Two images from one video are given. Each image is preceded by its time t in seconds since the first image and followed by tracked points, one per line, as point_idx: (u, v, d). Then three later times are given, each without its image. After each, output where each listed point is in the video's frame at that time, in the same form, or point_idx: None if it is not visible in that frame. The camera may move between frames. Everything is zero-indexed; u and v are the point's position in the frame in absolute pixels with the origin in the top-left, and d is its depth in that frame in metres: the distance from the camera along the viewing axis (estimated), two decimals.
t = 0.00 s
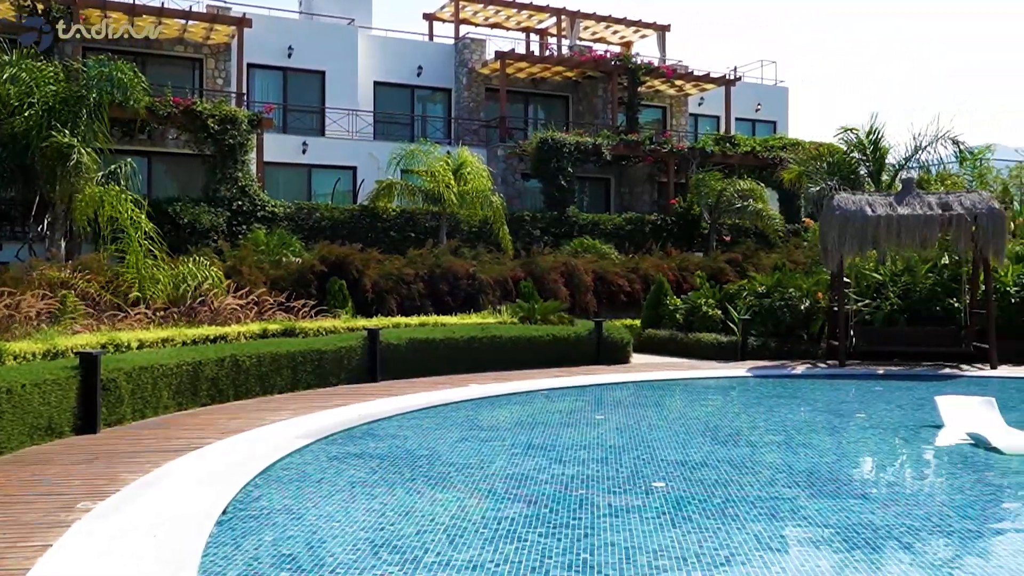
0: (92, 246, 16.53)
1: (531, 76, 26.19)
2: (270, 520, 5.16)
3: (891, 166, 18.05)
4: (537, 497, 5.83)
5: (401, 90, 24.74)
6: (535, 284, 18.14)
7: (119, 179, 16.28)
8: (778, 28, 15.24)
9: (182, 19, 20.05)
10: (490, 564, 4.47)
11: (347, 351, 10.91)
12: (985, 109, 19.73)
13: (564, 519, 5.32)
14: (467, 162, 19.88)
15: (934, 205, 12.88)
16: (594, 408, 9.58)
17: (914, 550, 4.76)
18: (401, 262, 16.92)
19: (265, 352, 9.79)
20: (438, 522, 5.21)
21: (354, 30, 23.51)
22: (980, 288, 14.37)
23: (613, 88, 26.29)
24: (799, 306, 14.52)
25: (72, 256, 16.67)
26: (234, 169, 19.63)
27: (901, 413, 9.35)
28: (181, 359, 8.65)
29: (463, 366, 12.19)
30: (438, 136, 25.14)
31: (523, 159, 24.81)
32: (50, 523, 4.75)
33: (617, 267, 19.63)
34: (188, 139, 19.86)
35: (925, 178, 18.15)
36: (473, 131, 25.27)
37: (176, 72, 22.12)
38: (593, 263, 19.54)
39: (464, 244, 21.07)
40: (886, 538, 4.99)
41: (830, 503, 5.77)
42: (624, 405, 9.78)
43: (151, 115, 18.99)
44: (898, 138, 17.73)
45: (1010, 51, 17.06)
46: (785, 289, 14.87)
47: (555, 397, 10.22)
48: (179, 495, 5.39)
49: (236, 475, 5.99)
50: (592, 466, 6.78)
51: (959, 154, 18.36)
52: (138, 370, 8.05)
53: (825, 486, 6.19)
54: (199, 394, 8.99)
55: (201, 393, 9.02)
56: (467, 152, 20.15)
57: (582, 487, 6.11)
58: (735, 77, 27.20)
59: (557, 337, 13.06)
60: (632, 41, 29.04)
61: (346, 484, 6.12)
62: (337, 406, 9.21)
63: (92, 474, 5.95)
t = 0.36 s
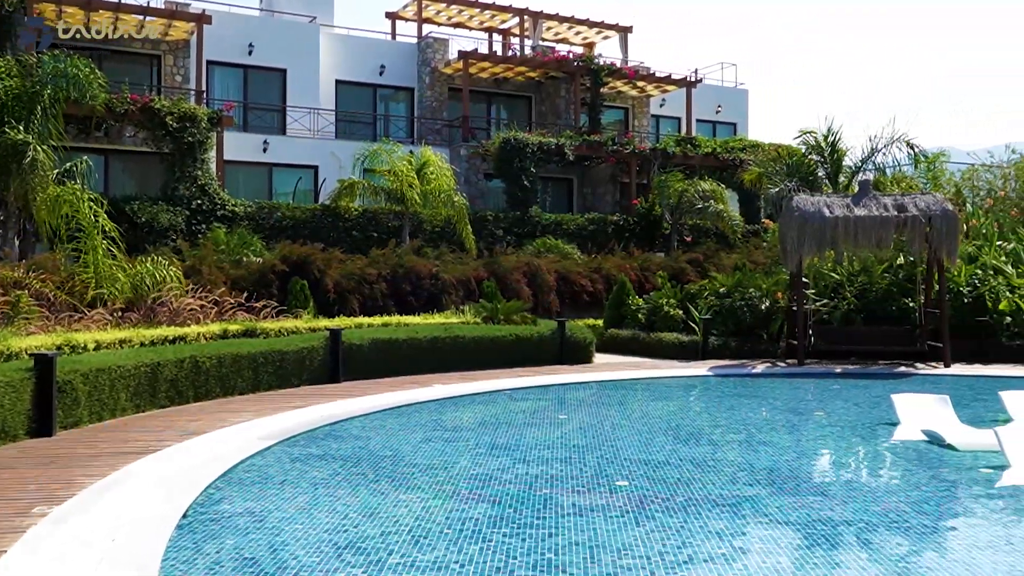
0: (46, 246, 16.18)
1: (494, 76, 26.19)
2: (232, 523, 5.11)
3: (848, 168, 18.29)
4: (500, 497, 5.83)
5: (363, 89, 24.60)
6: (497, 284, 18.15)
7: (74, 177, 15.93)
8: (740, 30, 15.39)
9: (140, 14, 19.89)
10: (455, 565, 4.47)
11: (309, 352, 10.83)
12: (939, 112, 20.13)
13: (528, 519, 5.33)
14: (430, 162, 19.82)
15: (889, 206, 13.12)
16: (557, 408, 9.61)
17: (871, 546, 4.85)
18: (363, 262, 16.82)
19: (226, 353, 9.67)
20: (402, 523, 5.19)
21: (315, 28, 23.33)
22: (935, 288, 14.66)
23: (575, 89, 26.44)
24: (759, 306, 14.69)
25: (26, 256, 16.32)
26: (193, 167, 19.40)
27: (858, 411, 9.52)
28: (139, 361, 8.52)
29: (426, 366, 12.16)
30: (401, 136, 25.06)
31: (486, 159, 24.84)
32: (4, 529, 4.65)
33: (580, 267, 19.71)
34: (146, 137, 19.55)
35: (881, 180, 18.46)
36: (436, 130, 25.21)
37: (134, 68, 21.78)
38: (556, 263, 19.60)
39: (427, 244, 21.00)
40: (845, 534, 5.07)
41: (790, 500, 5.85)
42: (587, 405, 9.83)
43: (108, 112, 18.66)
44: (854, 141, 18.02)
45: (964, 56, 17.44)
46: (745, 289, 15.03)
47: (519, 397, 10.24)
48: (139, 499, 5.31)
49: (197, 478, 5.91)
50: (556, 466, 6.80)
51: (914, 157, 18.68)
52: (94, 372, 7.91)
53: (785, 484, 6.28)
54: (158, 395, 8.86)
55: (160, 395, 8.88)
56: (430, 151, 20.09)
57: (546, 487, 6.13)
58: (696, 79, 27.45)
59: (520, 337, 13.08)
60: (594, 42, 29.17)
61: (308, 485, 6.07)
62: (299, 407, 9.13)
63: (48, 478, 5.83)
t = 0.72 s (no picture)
0: None
1: (455, 75, 26.14)
2: (190, 526, 5.04)
3: (805, 170, 18.55)
4: (462, 497, 5.82)
5: (323, 87, 24.40)
6: (459, 284, 18.12)
7: (25, 175, 15.55)
8: (701, 32, 15.55)
9: (95, 10, 19.70)
10: (417, 566, 4.45)
11: (268, 352, 10.72)
12: (893, 116, 20.55)
13: (490, 519, 5.33)
14: (390, 161, 19.73)
15: (845, 207, 13.35)
16: (518, 407, 9.62)
17: (828, 541, 4.93)
18: (323, 261, 16.69)
19: (183, 354, 9.53)
20: (363, 524, 5.16)
21: (274, 25, 23.11)
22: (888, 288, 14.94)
23: (536, 89, 26.48)
24: (718, 305, 14.81)
25: None
26: (149, 165, 19.08)
27: (816, 409, 9.67)
28: (94, 362, 8.36)
29: (387, 367, 12.10)
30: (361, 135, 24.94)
31: (447, 159, 24.81)
32: None
33: (541, 267, 19.76)
34: (100, 135, 19.18)
35: (836, 182, 18.80)
36: (397, 130, 25.12)
37: (88, 64, 21.34)
38: (517, 263, 19.63)
39: (388, 244, 20.89)
40: (803, 530, 5.15)
41: (750, 497, 5.92)
42: (549, 404, 9.86)
43: (61, 108, 18.29)
44: (812, 143, 18.29)
45: (919, 60, 17.80)
46: (704, 288, 15.16)
47: (481, 397, 10.23)
48: (93, 503, 5.21)
49: (154, 481, 5.82)
50: (518, 465, 6.81)
51: (869, 159, 18.98)
52: (47, 373, 7.74)
53: (744, 481, 6.36)
54: (113, 398, 8.70)
55: (115, 397, 8.72)
56: (391, 151, 20.00)
57: (508, 486, 6.14)
58: (656, 80, 27.68)
59: (482, 336, 13.08)
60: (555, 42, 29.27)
61: (268, 487, 6.01)
62: (259, 408, 9.04)
63: None
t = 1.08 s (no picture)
0: None
1: (417, 74, 26.05)
2: (149, 530, 4.97)
3: (763, 171, 18.79)
4: (426, 498, 5.82)
5: (283, 85, 24.18)
6: (421, 283, 18.08)
7: None
8: (663, 33, 15.68)
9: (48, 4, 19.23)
10: (380, 567, 4.43)
11: (228, 353, 10.59)
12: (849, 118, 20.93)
13: (454, 519, 5.33)
14: (352, 161, 19.61)
15: (803, 208, 13.56)
16: (481, 408, 9.62)
17: (787, 537, 5.00)
18: (283, 261, 16.52)
19: (141, 355, 9.38)
20: (326, 525, 5.13)
21: (233, 22, 22.86)
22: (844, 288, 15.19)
23: (498, 89, 26.45)
24: (679, 305, 14.93)
25: None
26: (105, 163, 18.72)
27: (775, 407, 9.82)
28: (49, 364, 8.20)
29: (349, 367, 12.03)
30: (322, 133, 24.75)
31: (408, 159, 24.73)
32: None
33: (503, 267, 19.77)
34: (54, 132, 18.83)
35: (794, 183, 19.07)
36: (358, 129, 24.97)
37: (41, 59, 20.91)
38: (479, 263, 19.61)
39: (349, 244, 20.74)
40: (763, 526, 5.23)
41: (710, 495, 5.99)
42: (512, 404, 9.87)
43: (13, 105, 17.88)
44: (770, 145, 18.53)
45: (875, 63, 18.15)
46: (666, 288, 15.27)
47: (444, 397, 10.22)
48: (47, 507, 5.11)
49: (111, 484, 5.72)
50: (481, 465, 6.82)
51: (826, 160, 19.24)
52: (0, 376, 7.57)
53: (705, 479, 6.43)
54: (69, 400, 8.53)
55: (70, 399, 8.56)
56: (352, 150, 19.88)
57: (471, 486, 6.15)
58: (617, 81, 27.86)
59: (444, 336, 13.06)
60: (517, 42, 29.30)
61: (229, 490, 5.94)
62: (218, 410, 8.93)
63: None
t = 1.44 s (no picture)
0: None
1: (380, 73, 25.91)
2: (108, 534, 4.89)
3: (724, 172, 18.99)
4: (390, 499, 5.79)
5: (244, 83, 23.94)
6: (384, 283, 18.01)
7: None
8: (627, 35, 15.78)
9: None
10: (345, 568, 4.41)
11: (188, 354, 10.45)
12: (809, 121, 21.20)
13: (419, 519, 5.32)
14: (314, 160, 19.47)
15: (763, 209, 13.73)
16: (445, 408, 9.60)
17: (748, 534, 5.07)
18: (244, 261, 16.33)
19: (98, 356, 9.23)
20: (290, 527, 5.09)
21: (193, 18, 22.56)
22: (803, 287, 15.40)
23: (461, 89, 26.43)
24: (641, 305, 15.02)
25: None
26: (60, 161, 18.35)
27: (736, 405, 9.93)
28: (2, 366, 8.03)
29: (311, 368, 11.93)
30: (283, 132, 24.55)
31: (371, 158, 24.62)
32: None
33: (467, 267, 19.75)
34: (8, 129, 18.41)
35: (754, 185, 19.29)
36: (320, 128, 24.86)
37: None
38: (443, 263, 19.57)
39: (311, 244, 20.55)
40: (725, 524, 5.29)
41: (672, 493, 6.04)
42: (475, 404, 9.86)
43: None
44: (731, 146, 18.74)
45: (835, 66, 18.44)
46: (628, 288, 15.35)
47: (408, 398, 10.18)
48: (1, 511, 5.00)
49: (67, 488, 5.62)
50: (445, 466, 6.80)
51: (785, 163, 19.35)
52: None
53: (668, 477, 6.49)
54: (23, 402, 8.36)
55: (25, 401, 8.39)
56: (314, 149, 19.74)
57: (436, 487, 6.14)
58: (580, 82, 27.98)
59: (408, 336, 13.02)
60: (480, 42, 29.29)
61: (190, 492, 5.86)
62: (178, 411, 8.80)
63: None
